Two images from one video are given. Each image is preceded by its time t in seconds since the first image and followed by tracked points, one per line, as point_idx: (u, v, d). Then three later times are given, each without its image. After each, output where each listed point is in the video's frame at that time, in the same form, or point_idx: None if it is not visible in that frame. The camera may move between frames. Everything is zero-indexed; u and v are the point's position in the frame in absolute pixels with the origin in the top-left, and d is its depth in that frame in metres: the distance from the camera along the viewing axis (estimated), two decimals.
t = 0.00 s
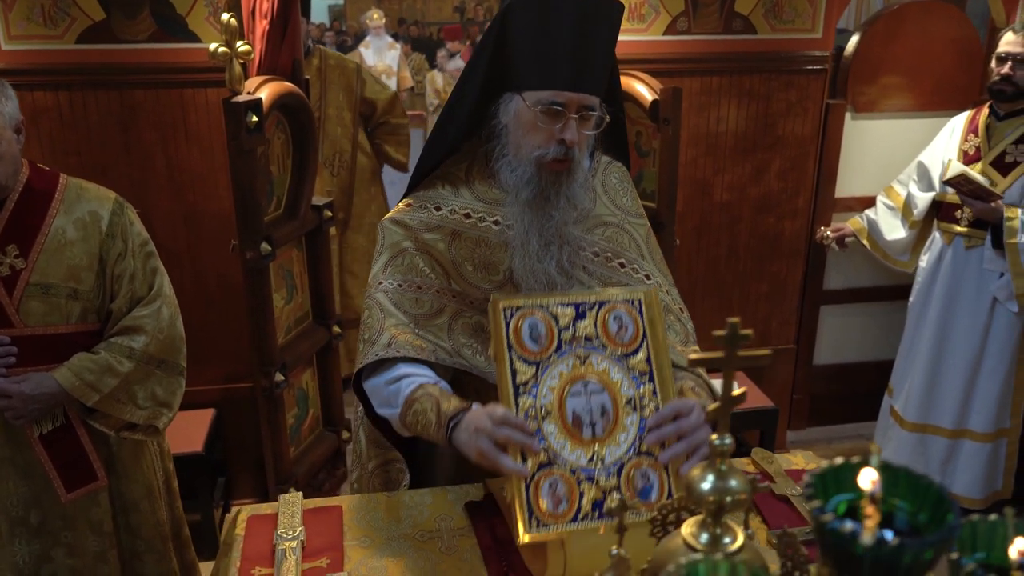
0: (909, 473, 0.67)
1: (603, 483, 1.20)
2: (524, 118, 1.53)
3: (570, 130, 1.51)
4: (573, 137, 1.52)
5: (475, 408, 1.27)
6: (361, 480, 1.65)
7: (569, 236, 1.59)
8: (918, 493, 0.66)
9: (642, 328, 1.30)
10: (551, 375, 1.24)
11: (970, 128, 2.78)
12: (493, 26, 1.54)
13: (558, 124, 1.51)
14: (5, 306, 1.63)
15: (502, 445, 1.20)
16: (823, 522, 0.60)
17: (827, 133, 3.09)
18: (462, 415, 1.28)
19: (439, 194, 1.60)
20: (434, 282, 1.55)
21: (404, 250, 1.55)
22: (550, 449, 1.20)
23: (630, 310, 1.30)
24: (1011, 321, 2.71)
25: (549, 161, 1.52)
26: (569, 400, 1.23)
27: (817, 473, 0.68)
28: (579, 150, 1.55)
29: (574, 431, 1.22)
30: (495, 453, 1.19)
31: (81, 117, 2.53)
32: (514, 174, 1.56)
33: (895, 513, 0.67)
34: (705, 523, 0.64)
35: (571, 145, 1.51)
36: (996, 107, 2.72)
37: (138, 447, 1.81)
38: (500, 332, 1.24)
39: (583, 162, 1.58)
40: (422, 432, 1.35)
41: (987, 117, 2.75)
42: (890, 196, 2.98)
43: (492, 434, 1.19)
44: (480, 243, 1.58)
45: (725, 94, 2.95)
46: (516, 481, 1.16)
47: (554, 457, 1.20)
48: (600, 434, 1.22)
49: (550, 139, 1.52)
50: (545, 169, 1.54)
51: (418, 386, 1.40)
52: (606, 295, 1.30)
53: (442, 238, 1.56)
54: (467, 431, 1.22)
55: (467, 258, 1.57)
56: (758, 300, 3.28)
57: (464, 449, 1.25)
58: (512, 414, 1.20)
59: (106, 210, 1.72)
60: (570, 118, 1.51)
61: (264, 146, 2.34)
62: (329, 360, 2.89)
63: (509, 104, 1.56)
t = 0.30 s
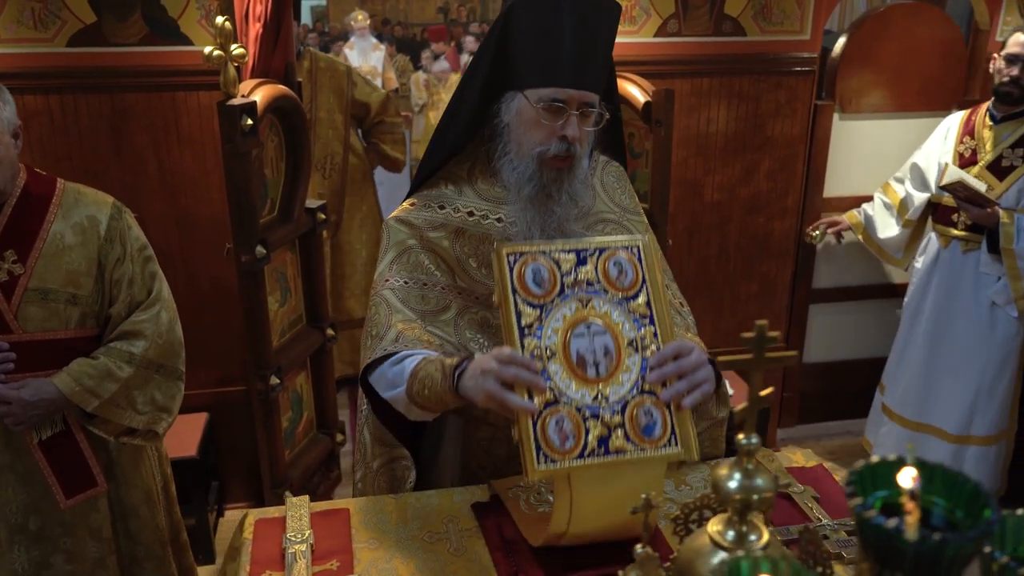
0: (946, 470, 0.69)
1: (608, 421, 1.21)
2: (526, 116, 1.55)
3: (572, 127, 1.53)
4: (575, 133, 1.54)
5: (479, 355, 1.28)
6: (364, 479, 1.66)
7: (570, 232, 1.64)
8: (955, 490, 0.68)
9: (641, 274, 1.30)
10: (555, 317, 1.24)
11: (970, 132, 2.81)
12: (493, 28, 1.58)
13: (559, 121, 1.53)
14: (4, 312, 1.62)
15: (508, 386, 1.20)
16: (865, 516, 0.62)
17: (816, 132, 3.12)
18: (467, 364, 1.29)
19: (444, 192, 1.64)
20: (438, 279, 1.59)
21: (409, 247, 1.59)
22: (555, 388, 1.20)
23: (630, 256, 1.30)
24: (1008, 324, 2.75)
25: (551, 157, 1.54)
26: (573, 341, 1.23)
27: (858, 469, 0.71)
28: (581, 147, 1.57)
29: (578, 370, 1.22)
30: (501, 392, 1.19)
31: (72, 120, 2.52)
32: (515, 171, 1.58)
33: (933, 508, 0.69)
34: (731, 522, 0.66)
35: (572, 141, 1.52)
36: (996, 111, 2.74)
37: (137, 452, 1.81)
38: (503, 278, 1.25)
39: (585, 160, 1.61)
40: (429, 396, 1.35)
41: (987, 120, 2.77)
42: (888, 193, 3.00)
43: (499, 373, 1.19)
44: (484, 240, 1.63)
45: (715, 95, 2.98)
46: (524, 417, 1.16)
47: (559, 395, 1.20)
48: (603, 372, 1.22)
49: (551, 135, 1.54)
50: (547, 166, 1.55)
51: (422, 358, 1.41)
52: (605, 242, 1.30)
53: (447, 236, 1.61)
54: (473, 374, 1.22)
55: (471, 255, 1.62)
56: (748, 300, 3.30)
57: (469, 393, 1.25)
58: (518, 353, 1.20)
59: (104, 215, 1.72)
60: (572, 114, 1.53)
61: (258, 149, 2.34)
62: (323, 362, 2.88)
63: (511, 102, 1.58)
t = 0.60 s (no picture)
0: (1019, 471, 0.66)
1: (609, 386, 1.27)
2: (534, 115, 1.57)
3: (579, 127, 1.55)
4: (582, 133, 1.55)
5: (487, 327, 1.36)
6: (373, 475, 1.65)
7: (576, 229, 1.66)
8: None
9: (642, 247, 1.37)
10: (561, 287, 1.31)
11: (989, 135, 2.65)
12: (502, 31, 1.61)
13: (567, 121, 1.55)
14: (3, 316, 1.61)
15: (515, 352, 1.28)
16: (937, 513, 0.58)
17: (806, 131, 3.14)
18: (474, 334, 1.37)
19: (452, 192, 1.66)
20: (446, 279, 1.63)
21: (417, 247, 1.63)
22: (559, 353, 1.28)
23: (631, 230, 1.37)
24: None
25: (559, 155, 1.55)
26: (577, 310, 1.30)
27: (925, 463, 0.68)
28: (588, 145, 1.58)
29: (582, 337, 1.30)
30: (508, 356, 1.26)
31: (63, 122, 2.49)
32: (525, 169, 1.61)
33: (999, 506, 0.66)
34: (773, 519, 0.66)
35: (579, 140, 1.54)
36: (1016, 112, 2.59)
37: (137, 457, 1.79)
38: (512, 249, 1.31)
39: (592, 159, 1.62)
40: (440, 372, 1.43)
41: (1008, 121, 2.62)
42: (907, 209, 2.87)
43: (506, 339, 1.27)
44: (492, 238, 1.65)
45: (707, 95, 2.99)
46: (530, 378, 1.24)
47: (563, 360, 1.28)
48: (605, 340, 1.30)
49: (559, 135, 1.55)
50: (555, 164, 1.57)
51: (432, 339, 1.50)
52: (608, 217, 1.37)
53: (455, 234, 1.64)
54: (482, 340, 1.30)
55: (479, 253, 1.65)
56: (741, 299, 3.32)
57: (478, 361, 1.33)
58: (525, 320, 1.28)
59: (104, 217, 1.70)
60: (579, 114, 1.55)
61: (254, 151, 2.32)
62: (318, 365, 2.87)
63: (519, 103, 1.60)
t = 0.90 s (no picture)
0: None
1: (600, 394, 1.33)
2: (541, 116, 1.57)
3: (586, 127, 1.55)
4: (590, 133, 1.55)
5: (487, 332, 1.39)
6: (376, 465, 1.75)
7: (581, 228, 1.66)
8: None
9: (633, 258, 1.39)
10: (555, 299, 1.34)
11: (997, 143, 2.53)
12: (507, 30, 1.60)
13: (574, 121, 1.55)
14: None
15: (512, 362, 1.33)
16: None
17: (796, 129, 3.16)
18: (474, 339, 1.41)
19: (457, 193, 1.66)
20: (451, 280, 1.62)
21: (422, 249, 1.62)
22: (554, 363, 1.32)
23: (623, 242, 1.39)
24: None
25: (565, 157, 1.56)
26: (571, 321, 1.34)
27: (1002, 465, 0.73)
28: (594, 146, 1.58)
29: (576, 348, 1.34)
30: (507, 368, 1.31)
31: (48, 123, 2.40)
32: (530, 169, 1.60)
33: None
34: (823, 521, 0.66)
35: (586, 140, 1.54)
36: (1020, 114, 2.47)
37: (135, 464, 1.76)
38: (508, 263, 1.33)
39: (597, 158, 1.62)
40: (441, 375, 1.46)
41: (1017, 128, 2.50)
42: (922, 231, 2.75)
43: (505, 350, 1.31)
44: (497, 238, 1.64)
45: (699, 95, 3.00)
46: (526, 390, 1.29)
47: (557, 370, 1.33)
48: (597, 350, 1.35)
49: (566, 135, 1.55)
50: (561, 165, 1.58)
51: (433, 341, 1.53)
52: (601, 229, 1.38)
53: (460, 235, 1.63)
54: (481, 349, 1.34)
55: (484, 253, 1.63)
56: (732, 298, 3.34)
57: (478, 369, 1.38)
58: (522, 332, 1.32)
59: (100, 220, 1.67)
60: (586, 114, 1.55)
61: (247, 152, 2.29)
62: (311, 369, 2.83)
63: (525, 103, 1.59)
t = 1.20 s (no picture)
0: None
1: (593, 415, 1.35)
2: (543, 112, 1.55)
3: (588, 122, 1.54)
4: (591, 127, 1.54)
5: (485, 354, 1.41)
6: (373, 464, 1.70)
7: (582, 225, 1.64)
8: None
9: (625, 283, 1.41)
10: (550, 326, 1.36)
11: (1002, 161, 2.48)
12: (507, 24, 1.58)
13: (576, 116, 1.54)
14: None
15: (510, 387, 1.35)
16: None
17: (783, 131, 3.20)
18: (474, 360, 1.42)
19: (457, 190, 1.64)
20: (452, 279, 1.60)
21: (422, 248, 1.60)
22: (549, 389, 1.34)
23: (615, 268, 1.40)
24: None
25: (567, 152, 1.55)
26: (565, 347, 1.36)
27: None
28: (596, 141, 1.58)
29: (570, 372, 1.36)
30: (505, 394, 1.33)
31: (30, 124, 2.33)
32: (531, 166, 1.59)
33: None
34: (869, 518, 0.65)
35: (588, 135, 1.53)
36: None
37: (130, 470, 1.74)
38: (504, 291, 1.34)
39: (597, 154, 1.62)
40: (439, 387, 1.47)
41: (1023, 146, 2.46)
42: (926, 251, 2.67)
43: (504, 378, 1.33)
44: (498, 236, 1.62)
45: (686, 93, 3.01)
46: (524, 417, 1.31)
47: (552, 395, 1.35)
48: (591, 374, 1.37)
49: (568, 131, 1.54)
50: (563, 161, 1.56)
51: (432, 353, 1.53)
52: (594, 255, 1.40)
53: (460, 234, 1.61)
54: (480, 376, 1.36)
55: (485, 251, 1.61)
56: (721, 295, 3.35)
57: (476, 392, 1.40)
58: (519, 361, 1.33)
59: (93, 222, 1.63)
60: (588, 109, 1.54)
61: (237, 153, 2.26)
62: (301, 370, 2.80)
63: (526, 99, 1.58)
